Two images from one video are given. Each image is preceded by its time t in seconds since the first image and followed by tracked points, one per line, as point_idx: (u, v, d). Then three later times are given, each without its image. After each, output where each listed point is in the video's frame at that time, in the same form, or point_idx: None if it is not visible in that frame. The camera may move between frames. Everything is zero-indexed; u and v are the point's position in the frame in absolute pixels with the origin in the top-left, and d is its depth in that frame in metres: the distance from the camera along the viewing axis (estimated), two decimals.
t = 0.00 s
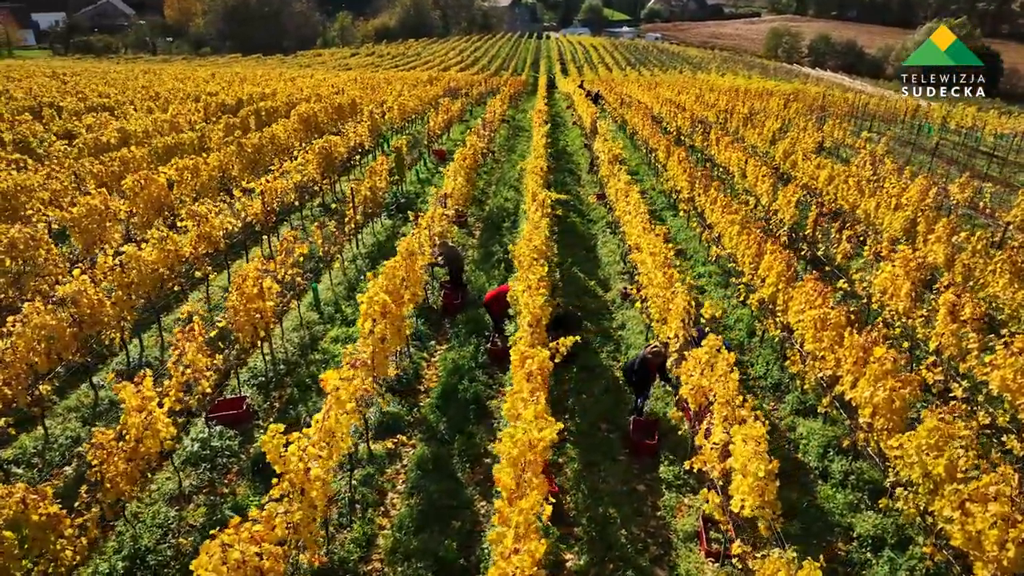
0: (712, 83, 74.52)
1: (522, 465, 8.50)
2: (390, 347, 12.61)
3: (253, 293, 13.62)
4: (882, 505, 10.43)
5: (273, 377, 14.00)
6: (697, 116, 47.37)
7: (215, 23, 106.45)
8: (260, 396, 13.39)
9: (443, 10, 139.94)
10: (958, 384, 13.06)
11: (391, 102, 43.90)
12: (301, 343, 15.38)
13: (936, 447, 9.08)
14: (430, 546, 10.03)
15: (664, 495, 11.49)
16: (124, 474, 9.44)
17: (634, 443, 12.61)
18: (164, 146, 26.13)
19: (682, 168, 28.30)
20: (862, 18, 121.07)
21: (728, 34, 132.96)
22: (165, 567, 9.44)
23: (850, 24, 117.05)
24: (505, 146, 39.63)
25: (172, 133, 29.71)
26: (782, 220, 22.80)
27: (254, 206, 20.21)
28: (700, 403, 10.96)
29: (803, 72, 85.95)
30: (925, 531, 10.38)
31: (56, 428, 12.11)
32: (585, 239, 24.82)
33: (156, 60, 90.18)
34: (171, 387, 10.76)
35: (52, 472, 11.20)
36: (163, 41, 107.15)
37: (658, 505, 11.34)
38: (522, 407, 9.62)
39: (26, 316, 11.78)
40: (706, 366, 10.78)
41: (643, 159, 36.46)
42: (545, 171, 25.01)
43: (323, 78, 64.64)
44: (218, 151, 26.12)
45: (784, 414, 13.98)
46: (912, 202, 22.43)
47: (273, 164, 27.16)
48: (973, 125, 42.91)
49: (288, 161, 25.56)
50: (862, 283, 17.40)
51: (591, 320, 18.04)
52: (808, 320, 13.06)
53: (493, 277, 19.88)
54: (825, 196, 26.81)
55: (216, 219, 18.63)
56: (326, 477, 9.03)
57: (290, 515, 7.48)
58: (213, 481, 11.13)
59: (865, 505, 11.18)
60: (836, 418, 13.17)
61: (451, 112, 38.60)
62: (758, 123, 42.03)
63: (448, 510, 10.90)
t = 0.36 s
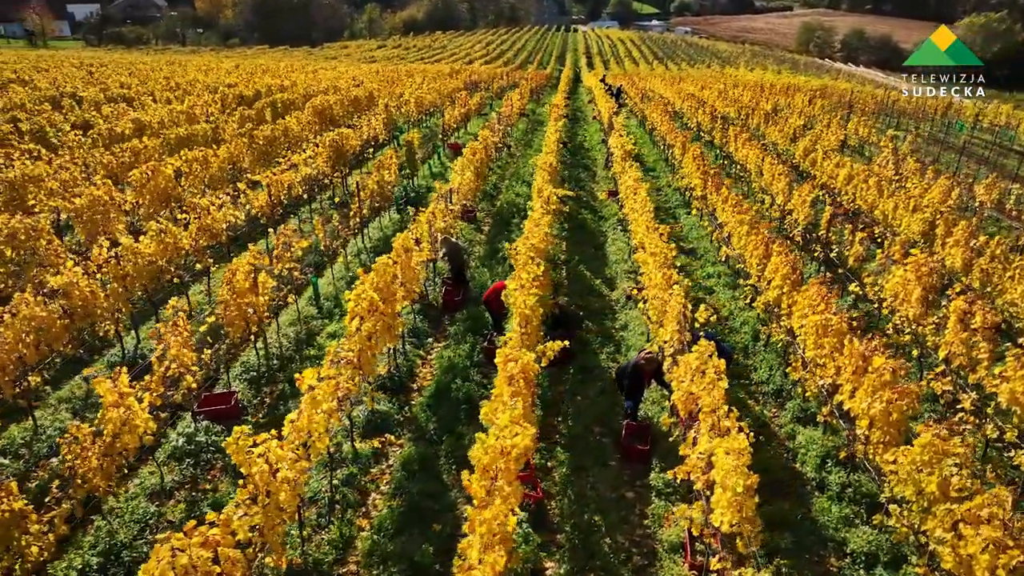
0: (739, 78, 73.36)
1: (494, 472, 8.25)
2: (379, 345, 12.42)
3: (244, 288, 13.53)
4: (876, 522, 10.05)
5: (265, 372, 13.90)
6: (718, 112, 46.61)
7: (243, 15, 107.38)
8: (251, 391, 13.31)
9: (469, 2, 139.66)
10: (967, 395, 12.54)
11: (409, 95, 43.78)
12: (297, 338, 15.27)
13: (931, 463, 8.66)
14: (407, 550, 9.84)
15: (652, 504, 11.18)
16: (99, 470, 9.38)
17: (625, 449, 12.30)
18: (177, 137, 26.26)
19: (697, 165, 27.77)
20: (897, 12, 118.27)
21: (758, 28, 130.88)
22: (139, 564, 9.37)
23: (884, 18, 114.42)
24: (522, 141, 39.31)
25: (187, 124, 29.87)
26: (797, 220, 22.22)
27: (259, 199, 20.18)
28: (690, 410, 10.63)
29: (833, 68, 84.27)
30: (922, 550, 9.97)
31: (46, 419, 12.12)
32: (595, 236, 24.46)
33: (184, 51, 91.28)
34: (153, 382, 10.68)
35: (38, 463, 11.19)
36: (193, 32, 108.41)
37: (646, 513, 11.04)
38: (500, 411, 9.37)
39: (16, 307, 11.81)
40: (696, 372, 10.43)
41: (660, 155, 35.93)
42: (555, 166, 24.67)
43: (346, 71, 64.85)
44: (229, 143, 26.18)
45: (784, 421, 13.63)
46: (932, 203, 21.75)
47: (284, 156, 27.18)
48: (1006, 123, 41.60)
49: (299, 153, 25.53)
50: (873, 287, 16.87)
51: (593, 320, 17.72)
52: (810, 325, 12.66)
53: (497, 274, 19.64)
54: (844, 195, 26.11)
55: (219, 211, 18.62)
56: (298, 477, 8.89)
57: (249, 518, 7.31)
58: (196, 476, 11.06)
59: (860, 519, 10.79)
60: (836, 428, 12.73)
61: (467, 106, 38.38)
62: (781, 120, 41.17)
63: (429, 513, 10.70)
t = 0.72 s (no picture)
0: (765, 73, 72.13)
1: (459, 478, 8.05)
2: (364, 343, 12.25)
3: (234, 282, 13.44)
4: (863, 539, 9.71)
5: (255, 366, 13.80)
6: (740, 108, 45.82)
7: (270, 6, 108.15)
8: (239, 385, 13.23)
9: None
10: (970, 409, 12.08)
11: (427, 87, 43.66)
12: (290, 332, 15.17)
13: (916, 482, 8.31)
14: (380, 554, 9.68)
15: (636, 512, 10.91)
16: (71, 464, 9.35)
17: (612, 454, 12.01)
18: (189, 129, 26.39)
19: (710, 162, 27.23)
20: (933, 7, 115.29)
21: (789, 23, 128.65)
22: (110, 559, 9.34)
23: (919, 13, 111.63)
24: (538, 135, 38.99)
25: (201, 115, 30.03)
26: (809, 222, 21.68)
27: (262, 192, 20.17)
28: (674, 417, 10.33)
29: (863, 63, 82.47)
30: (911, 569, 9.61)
31: (33, 410, 12.10)
32: (603, 233, 24.14)
33: (211, 42, 92.24)
34: (133, 377, 10.66)
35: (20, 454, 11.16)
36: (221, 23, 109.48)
37: (628, 522, 10.79)
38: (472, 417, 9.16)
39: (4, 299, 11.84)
40: (679, 379, 10.13)
41: (677, 152, 35.41)
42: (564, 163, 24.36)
43: (368, 63, 64.95)
44: (239, 135, 26.25)
45: (780, 429, 13.26)
46: (950, 205, 21.07)
47: (294, 149, 27.18)
48: None
49: (308, 146, 25.52)
50: (881, 292, 16.36)
51: (592, 320, 17.43)
52: (807, 332, 12.27)
53: (499, 271, 19.39)
54: (861, 196, 25.44)
55: (221, 203, 18.64)
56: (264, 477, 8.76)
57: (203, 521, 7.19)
58: (175, 471, 10.99)
59: (850, 535, 10.46)
60: (832, 438, 12.33)
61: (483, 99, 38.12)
62: (803, 117, 40.33)
63: (406, 515, 10.52)
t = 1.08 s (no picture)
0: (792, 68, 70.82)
1: (416, 486, 7.87)
2: (345, 341, 12.11)
3: (221, 277, 13.39)
4: (845, 558, 9.37)
5: (242, 362, 13.65)
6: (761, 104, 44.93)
7: None
8: (224, 381, 13.18)
9: None
10: (968, 423, 11.63)
11: (444, 81, 43.49)
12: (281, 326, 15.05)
13: (894, 503, 7.95)
14: (347, 558, 9.54)
15: (614, 520, 10.64)
16: (39, 459, 9.36)
17: (595, 460, 11.75)
18: (199, 121, 26.50)
19: (723, 161, 26.67)
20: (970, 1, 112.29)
21: (820, 17, 126.34)
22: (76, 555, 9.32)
23: (956, 7, 108.83)
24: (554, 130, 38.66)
25: (215, 106, 30.20)
26: (820, 223, 21.15)
27: (264, 185, 20.17)
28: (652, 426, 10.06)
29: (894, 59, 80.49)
30: None
31: (16, 400, 12.01)
32: (610, 231, 23.81)
33: (238, 33, 93.08)
34: (109, 372, 10.66)
35: None
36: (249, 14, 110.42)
37: (605, 531, 10.53)
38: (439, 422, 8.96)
39: None
40: (657, 387, 9.84)
41: (693, 149, 34.87)
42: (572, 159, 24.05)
43: (390, 55, 65.01)
44: (249, 127, 26.31)
45: (771, 439, 12.89)
46: (968, 209, 20.39)
47: (304, 141, 27.19)
48: None
49: (315, 139, 25.47)
50: (887, 297, 15.83)
51: (589, 320, 17.14)
52: (799, 339, 11.88)
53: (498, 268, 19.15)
54: (878, 197, 24.77)
55: (220, 196, 18.66)
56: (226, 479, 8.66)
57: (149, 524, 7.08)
58: (150, 467, 10.96)
59: (835, 552, 10.11)
60: (823, 449, 11.95)
61: (497, 93, 37.80)
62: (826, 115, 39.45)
63: (378, 517, 10.37)
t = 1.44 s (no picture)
0: (820, 63, 69.42)
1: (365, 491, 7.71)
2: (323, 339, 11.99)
3: (205, 271, 13.36)
4: None
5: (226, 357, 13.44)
6: (781, 100, 44.09)
7: None
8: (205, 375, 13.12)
9: None
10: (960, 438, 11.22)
11: (460, 73, 43.31)
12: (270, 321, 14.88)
13: (861, 524, 7.64)
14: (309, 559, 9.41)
15: (585, 529, 10.40)
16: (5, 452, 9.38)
17: (572, 466, 11.49)
18: (208, 112, 26.62)
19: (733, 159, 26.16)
20: None
21: (851, 12, 123.87)
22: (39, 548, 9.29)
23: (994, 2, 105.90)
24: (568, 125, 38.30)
25: (226, 98, 30.35)
26: (828, 224, 20.64)
27: (263, 178, 20.16)
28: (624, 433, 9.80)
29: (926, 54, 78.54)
30: None
31: None
32: (615, 229, 23.49)
33: (264, 24, 93.74)
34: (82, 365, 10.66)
35: None
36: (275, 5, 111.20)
37: (576, 539, 10.29)
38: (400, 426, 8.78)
39: None
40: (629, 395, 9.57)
41: (708, 145, 34.33)
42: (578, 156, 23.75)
43: (411, 47, 64.96)
44: (256, 119, 26.38)
45: (758, 448, 12.56)
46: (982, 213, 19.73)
47: (312, 134, 27.20)
48: None
49: (321, 131, 25.46)
50: (888, 303, 15.39)
51: (583, 321, 16.86)
52: (785, 346, 11.54)
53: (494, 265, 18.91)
54: (892, 199, 24.12)
55: (218, 189, 18.67)
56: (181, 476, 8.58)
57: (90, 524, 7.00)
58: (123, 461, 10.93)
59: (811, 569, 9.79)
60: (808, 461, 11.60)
61: (510, 87, 37.51)
62: (848, 113, 38.58)
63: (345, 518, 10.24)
